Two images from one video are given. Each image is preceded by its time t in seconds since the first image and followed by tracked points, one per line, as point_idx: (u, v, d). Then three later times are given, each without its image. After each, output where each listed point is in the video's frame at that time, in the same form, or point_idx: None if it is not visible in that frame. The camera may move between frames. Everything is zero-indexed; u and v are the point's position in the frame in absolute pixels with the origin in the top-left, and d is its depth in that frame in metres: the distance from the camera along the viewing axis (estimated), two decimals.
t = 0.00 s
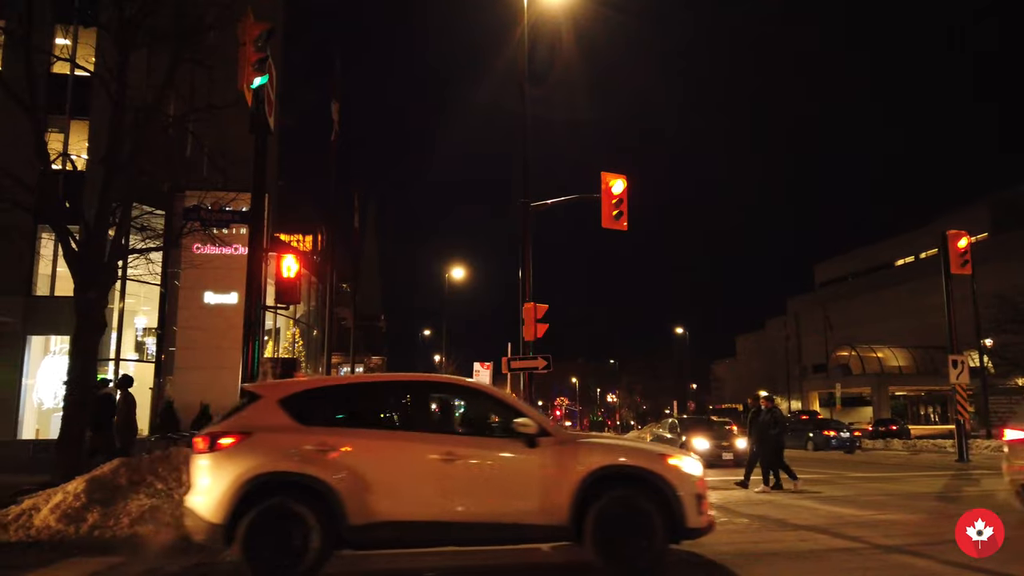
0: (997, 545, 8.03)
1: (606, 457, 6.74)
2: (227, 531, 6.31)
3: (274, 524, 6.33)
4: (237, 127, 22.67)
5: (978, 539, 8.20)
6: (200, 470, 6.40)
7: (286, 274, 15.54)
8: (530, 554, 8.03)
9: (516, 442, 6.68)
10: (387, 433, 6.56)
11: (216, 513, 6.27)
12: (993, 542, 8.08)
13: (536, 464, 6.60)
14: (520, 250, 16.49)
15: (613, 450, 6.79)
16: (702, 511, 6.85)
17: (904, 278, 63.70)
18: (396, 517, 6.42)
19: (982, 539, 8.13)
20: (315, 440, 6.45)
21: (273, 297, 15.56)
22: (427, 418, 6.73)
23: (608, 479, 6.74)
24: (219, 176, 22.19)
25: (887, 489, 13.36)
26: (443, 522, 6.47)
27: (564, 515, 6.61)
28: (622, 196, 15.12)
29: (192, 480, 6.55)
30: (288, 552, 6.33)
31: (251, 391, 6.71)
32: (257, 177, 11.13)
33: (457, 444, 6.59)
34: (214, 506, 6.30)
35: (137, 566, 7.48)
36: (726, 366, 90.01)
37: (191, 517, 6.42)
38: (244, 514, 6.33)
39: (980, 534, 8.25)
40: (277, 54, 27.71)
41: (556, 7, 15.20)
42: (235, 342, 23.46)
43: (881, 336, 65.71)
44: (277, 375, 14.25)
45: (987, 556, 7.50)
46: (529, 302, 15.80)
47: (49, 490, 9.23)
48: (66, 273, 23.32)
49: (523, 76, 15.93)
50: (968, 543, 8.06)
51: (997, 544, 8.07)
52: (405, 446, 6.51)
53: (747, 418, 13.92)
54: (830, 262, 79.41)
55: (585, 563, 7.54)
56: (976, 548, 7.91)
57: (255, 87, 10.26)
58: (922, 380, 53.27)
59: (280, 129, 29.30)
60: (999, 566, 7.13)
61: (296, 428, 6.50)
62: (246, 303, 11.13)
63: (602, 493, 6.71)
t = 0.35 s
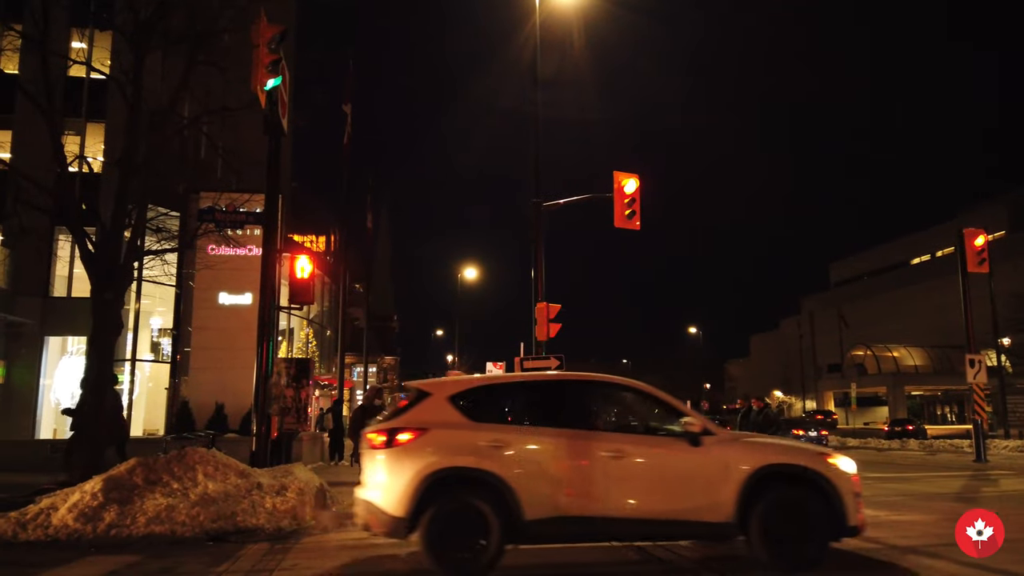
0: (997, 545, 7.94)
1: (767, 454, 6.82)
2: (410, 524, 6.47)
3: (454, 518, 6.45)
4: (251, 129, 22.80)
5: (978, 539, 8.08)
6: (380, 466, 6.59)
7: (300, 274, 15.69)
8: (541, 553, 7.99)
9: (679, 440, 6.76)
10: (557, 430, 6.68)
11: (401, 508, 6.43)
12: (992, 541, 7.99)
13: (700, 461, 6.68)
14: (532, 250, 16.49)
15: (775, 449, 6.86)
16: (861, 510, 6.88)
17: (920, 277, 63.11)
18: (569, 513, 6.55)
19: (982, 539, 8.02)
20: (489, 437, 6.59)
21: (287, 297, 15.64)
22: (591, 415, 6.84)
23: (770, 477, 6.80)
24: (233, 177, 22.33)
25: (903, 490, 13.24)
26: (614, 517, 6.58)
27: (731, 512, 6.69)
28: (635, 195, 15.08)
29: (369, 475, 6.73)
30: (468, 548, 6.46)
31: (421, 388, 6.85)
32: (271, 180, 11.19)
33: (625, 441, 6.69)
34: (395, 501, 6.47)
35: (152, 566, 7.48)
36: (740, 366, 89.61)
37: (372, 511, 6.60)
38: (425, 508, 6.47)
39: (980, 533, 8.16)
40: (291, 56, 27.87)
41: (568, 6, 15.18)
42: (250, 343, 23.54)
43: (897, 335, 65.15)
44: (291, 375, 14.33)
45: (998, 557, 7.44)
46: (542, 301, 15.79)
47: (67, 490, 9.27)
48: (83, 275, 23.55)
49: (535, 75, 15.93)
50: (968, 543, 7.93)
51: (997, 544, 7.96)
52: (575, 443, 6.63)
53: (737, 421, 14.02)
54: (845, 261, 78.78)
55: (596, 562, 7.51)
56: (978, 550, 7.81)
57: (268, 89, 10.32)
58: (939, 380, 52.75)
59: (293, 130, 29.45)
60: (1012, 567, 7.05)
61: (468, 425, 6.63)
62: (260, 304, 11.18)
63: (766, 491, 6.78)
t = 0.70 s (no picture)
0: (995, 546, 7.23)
1: (921, 453, 7.14)
2: (590, 521, 6.62)
3: (633, 515, 6.61)
4: (264, 130, 22.92)
5: (980, 541, 7.19)
6: (553, 465, 6.75)
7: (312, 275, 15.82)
8: (555, 555, 8.00)
9: (842, 439, 7.02)
10: (727, 429, 6.87)
11: (581, 505, 6.59)
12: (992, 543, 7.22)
13: (862, 461, 6.98)
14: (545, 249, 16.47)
15: (927, 448, 7.19)
16: (1014, 502, 7.31)
17: (936, 276, 62.47)
18: (741, 509, 6.78)
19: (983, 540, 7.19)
20: (663, 436, 6.76)
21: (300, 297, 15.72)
22: (757, 416, 7.02)
23: (930, 474, 7.15)
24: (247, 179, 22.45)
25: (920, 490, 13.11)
26: (783, 513, 6.83)
27: (894, 507, 7.01)
28: (647, 194, 15.03)
29: (541, 475, 6.89)
30: (644, 544, 6.59)
31: (589, 388, 7.02)
32: (284, 182, 11.23)
33: (794, 440, 6.92)
34: (575, 497, 6.62)
35: (167, 566, 7.52)
36: (754, 366, 89.19)
37: (549, 510, 6.76)
38: (606, 506, 6.63)
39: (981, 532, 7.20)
40: (304, 57, 27.99)
41: (581, 5, 15.13)
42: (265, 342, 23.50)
43: (913, 335, 64.54)
44: (304, 375, 14.43)
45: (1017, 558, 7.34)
46: (555, 301, 15.77)
47: (84, 489, 9.33)
48: (99, 275, 23.73)
49: (548, 75, 15.90)
50: (967, 547, 7.22)
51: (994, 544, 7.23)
52: (750, 442, 6.85)
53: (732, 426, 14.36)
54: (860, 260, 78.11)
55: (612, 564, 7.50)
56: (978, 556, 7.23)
57: (281, 90, 10.35)
58: (956, 381, 52.21)
59: (306, 131, 29.59)
60: None
61: (640, 424, 6.78)
62: (274, 305, 11.24)
63: (930, 487, 7.14)
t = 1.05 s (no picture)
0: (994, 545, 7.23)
1: None
2: (767, 519, 6.88)
3: (812, 513, 6.89)
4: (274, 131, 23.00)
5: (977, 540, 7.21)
6: (721, 466, 6.98)
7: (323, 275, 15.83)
8: (566, 557, 7.96)
9: (1000, 436, 7.24)
10: (897, 428, 7.10)
11: (757, 503, 6.83)
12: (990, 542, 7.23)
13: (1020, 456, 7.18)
14: (554, 249, 16.45)
15: None
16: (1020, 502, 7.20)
17: (949, 275, 61.91)
18: (908, 506, 6.99)
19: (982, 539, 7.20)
20: (833, 435, 6.97)
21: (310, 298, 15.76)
22: (921, 413, 7.29)
23: None
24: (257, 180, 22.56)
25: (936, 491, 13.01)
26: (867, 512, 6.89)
27: (960, 506, 7.01)
28: (657, 194, 15.00)
29: (706, 476, 7.13)
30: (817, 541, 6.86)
31: (753, 387, 7.24)
32: (295, 183, 11.27)
33: (954, 438, 7.14)
34: (749, 495, 6.86)
35: (179, 565, 7.55)
36: (765, 365, 88.78)
37: (720, 509, 6.98)
38: (784, 505, 6.88)
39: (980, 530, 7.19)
40: (313, 58, 28.08)
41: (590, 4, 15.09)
42: (275, 343, 23.67)
43: (926, 334, 64.00)
44: (315, 375, 14.45)
45: None
46: (564, 301, 15.74)
47: (97, 489, 9.39)
48: (111, 276, 23.89)
49: (557, 75, 15.87)
50: (967, 546, 7.27)
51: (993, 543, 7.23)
52: (913, 440, 7.05)
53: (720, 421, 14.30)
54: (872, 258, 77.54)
55: (624, 566, 7.49)
56: (978, 554, 7.30)
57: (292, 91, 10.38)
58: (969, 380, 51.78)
59: (316, 132, 29.68)
60: None
61: (809, 423, 7.00)
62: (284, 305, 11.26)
63: None
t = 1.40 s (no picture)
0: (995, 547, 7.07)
1: None
2: (940, 516, 7.11)
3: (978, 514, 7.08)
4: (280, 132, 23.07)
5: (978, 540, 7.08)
6: (887, 463, 7.32)
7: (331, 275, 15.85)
8: (574, 556, 7.97)
9: None
10: None
11: (930, 498, 7.08)
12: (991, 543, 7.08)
13: None
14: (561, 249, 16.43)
15: None
16: None
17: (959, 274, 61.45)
18: None
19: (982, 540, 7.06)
20: (997, 435, 7.26)
21: (318, 298, 15.81)
22: None
23: None
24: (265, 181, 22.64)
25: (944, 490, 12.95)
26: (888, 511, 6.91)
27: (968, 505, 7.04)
28: (664, 193, 14.97)
29: (871, 474, 7.46)
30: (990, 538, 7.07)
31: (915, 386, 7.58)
32: (302, 182, 11.30)
33: None
34: (923, 491, 7.12)
35: (187, 563, 7.59)
36: (774, 365, 88.44)
37: (889, 505, 7.29)
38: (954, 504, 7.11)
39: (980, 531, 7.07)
40: (320, 59, 28.15)
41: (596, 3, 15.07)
42: (282, 343, 23.77)
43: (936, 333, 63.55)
44: (323, 375, 14.45)
45: None
46: (572, 301, 15.72)
47: (107, 487, 9.43)
48: (120, 277, 24.02)
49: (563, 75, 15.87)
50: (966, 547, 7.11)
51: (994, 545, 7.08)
52: None
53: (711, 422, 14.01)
54: (881, 257, 77.11)
55: (632, 565, 7.49)
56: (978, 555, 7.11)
57: (299, 92, 10.43)
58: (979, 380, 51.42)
59: (323, 133, 29.77)
60: None
61: (971, 420, 7.31)
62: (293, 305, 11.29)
63: None
